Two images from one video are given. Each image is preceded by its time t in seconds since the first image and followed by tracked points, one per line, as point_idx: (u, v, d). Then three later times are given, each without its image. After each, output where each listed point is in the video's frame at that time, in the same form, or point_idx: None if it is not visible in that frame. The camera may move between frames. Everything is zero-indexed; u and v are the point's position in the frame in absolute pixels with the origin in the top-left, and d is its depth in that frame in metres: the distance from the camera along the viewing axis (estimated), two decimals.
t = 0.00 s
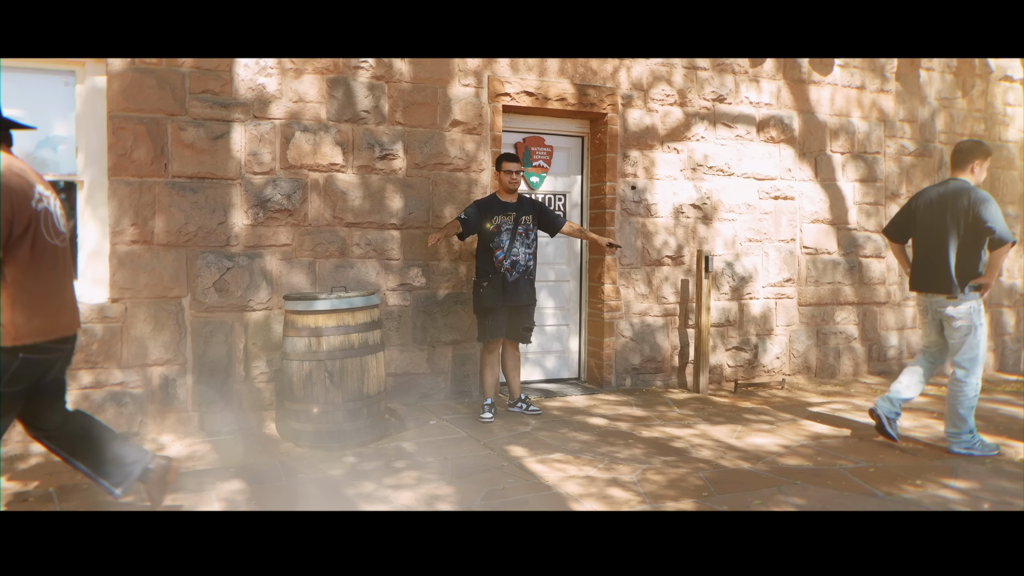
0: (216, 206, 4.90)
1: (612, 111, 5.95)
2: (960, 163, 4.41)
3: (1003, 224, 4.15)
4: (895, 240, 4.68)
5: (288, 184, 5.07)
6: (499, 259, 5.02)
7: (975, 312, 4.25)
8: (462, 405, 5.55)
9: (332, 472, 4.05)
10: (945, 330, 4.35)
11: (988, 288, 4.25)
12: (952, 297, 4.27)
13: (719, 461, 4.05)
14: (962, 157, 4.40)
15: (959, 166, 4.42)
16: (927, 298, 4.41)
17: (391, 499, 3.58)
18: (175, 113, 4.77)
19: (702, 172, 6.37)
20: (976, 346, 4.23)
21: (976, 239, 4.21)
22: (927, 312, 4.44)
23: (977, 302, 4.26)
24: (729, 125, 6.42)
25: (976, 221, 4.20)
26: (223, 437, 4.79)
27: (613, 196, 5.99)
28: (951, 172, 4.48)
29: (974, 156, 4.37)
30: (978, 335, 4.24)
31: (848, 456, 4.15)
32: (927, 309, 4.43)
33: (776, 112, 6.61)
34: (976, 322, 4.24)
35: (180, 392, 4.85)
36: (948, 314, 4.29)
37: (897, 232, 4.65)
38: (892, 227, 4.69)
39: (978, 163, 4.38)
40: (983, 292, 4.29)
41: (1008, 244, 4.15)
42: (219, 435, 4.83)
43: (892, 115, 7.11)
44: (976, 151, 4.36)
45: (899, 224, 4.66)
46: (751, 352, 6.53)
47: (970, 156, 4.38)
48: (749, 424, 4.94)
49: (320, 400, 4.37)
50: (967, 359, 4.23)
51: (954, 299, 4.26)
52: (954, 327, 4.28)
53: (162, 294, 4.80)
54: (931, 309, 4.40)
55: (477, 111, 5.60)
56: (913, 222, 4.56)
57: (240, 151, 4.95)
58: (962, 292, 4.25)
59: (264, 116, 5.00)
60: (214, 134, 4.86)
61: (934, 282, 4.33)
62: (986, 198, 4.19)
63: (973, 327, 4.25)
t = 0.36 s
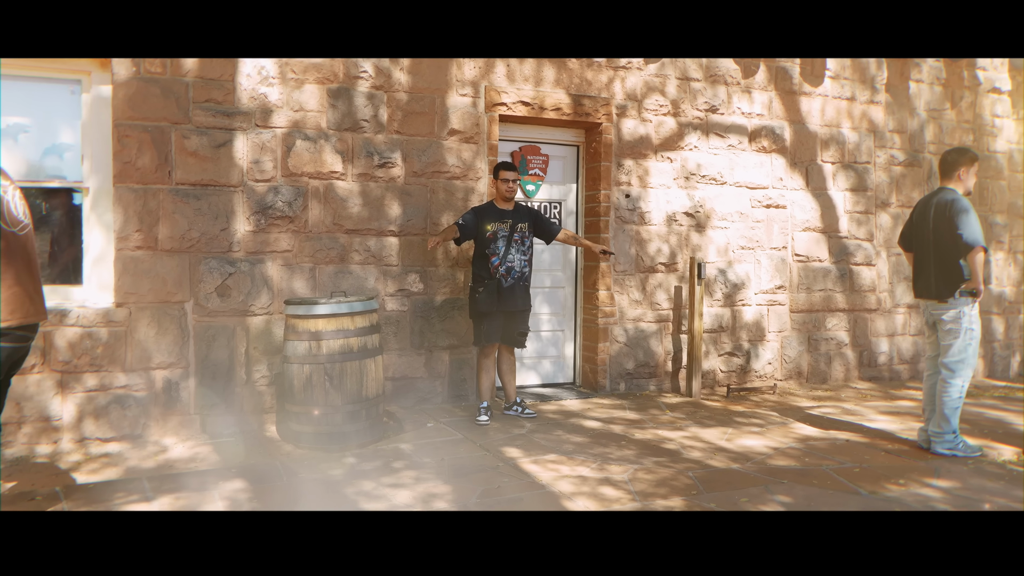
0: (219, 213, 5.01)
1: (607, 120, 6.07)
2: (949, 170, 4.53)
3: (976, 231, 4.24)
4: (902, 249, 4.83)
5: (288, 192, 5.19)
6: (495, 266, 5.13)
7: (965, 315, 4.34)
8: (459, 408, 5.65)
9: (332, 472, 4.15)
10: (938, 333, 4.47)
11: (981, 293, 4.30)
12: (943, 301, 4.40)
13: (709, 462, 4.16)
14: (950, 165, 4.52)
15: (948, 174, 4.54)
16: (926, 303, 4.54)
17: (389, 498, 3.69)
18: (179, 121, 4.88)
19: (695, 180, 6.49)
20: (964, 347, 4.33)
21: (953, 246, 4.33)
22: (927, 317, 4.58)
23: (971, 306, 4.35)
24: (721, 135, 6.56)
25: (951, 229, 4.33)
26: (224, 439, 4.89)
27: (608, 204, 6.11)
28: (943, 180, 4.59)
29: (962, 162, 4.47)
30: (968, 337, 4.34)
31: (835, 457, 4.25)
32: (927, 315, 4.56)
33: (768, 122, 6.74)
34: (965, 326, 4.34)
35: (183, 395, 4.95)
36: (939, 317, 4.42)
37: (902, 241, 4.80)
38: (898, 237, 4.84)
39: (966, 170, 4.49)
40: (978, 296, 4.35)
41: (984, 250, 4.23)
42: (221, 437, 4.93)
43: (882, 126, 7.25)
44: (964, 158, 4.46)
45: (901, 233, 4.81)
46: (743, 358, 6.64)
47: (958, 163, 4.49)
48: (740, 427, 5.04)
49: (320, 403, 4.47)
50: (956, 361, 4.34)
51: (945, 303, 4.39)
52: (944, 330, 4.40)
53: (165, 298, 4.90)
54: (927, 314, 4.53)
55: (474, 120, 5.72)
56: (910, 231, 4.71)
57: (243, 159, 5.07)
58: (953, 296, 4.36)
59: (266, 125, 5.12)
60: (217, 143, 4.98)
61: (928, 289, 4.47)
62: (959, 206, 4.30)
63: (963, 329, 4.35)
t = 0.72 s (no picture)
0: (238, 215, 5.16)
1: (615, 125, 6.19)
2: (949, 175, 4.62)
3: (983, 232, 4.33)
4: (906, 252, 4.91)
5: (305, 195, 5.33)
6: (506, 267, 5.26)
7: (970, 317, 4.43)
8: (471, 406, 5.77)
9: (347, 465, 4.28)
10: (941, 334, 4.55)
11: (985, 294, 4.39)
12: (948, 302, 4.48)
13: (714, 458, 4.26)
14: (950, 170, 4.62)
15: (948, 179, 4.63)
16: (931, 304, 4.62)
17: (403, 490, 3.81)
18: (200, 126, 5.04)
19: (703, 184, 6.60)
20: (967, 347, 4.42)
21: (959, 247, 4.41)
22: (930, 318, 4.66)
23: (975, 307, 4.44)
24: (729, 139, 6.66)
25: (957, 231, 4.41)
26: (242, 435, 5.03)
27: (616, 207, 6.22)
28: (943, 185, 4.69)
29: (961, 167, 4.57)
30: (971, 337, 4.43)
31: (837, 454, 4.35)
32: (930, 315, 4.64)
33: (775, 126, 6.84)
34: (968, 326, 4.43)
35: (203, 391, 5.10)
36: (943, 317, 4.50)
37: (906, 244, 4.89)
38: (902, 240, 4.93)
39: (965, 174, 4.58)
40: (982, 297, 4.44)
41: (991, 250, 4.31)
42: (239, 432, 5.07)
43: (888, 130, 7.33)
44: (963, 163, 4.56)
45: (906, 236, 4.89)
46: (750, 359, 6.73)
47: (958, 168, 4.59)
48: (745, 425, 5.14)
49: (336, 399, 4.60)
50: (958, 360, 4.43)
51: (949, 304, 4.47)
52: (948, 330, 4.48)
53: (186, 298, 5.05)
54: (931, 315, 4.61)
55: (486, 125, 5.85)
56: (915, 234, 4.79)
57: (261, 162, 5.22)
58: (958, 297, 4.44)
59: (283, 130, 5.27)
60: (236, 147, 5.13)
61: (933, 289, 4.55)
62: (965, 208, 4.39)
63: (966, 330, 4.44)
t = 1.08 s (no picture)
0: (255, 218, 5.27)
1: (626, 127, 6.26)
2: (958, 175, 4.67)
3: (992, 231, 4.39)
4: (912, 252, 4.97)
5: (321, 198, 5.43)
6: (518, 269, 5.34)
7: (978, 315, 4.49)
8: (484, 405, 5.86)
9: (364, 463, 4.37)
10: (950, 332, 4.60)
11: (993, 293, 4.46)
12: (955, 301, 4.54)
13: (724, 455, 4.33)
14: (959, 170, 4.66)
15: (957, 179, 4.69)
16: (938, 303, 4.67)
17: (420, 486, 3.91)
18: (218, 131, 5.15)
19: (713, 185, 6.66)
20: (975, 345, 4.48)
21: (969, 246, 4.46)
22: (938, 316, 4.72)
23: (983, 306, 4.50)
24: (738, 140, 6.72)
25: (967, 230, 4.47)
26: (261, 434, 5.14)
27: (627, 208, 6.30)
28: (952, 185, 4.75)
29: (969, 167, 4.62)
30: (978, 335, 4.49)
31: (846, 451, 4.41)
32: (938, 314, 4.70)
33: (783, 127, 6.90)
34: (976, 323, 4.48)
35: (222, 391, 5.21)
36: (952, 316, 4.56)
37: (912, 244, 4.95)
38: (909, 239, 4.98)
39: (973, 174, 4.63)
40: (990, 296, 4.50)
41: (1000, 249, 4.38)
42: (257, 431, 5.18)
43: (897, 130, 7.37)
44: (972, 163, 4.61)
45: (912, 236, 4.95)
46: (760, 358, 6.78)
47: (966, 168, 4.64)
48: (755, 423, 5.20)
49: (352, 398, 4.70)
50: (966, 358, 4.48)
51: (958, 303, 4.52)
52: (956, 328, 4.53)
53: (205, 299, 5.16)
54: (939, 313, 4.67)
55: (498, 128, 5.94)
56: (922, 233, 4.85)
57: (278, 166, 5.33)
58: (967, 295, 4.50)
59: (299, 134, 5.38)
60: (254, 151, 5.24)
61: (940, 287, 4.60)
62: (974, 207, 4.46)
63: (975, 327, 4.50)
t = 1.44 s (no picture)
0: (272, 226, 5.37)
1: (633, 130, 6.35)
2: (964, 171, 4.74)
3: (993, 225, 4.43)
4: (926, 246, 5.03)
5: (335, 205, 5.53)
6: (530, 273, 5.43)
7: (985, 308, 4.55)
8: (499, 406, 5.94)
9: (384, 463, 4.46)
10: (959, 325, 4.67)
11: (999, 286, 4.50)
12: (962, 293, 4.61)
13: (738, 450, 4.40)
14: (964, 166, 4.73)
15: (963, 175, 4.76)
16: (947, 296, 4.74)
17: (440, 485, 3.99)
18: (235, 141, 5.26)
19: (720, 185, 6.74)
20: (985, 337, 4.54)
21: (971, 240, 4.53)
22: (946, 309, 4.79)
23: (990, 299, 4.56)
24: (745, 141, 6.79)
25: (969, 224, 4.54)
26: (281, 437, 5.23)
27: (636, 210, 6.38)
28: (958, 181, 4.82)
29: (974, 163, 4.68)
30: (988, 328, 4.55)
31: (858, 444, 4.47)
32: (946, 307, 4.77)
33: (789, 127, 6.97)
34: (986, 316, 4.55)
35: (242, 396, 5.30)
36: (961, 309, 4.62)
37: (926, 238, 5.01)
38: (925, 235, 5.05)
39: (978, 169, 4.70)
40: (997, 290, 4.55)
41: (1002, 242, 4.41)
42: (277, 435, 5.27)
43: (902, 128, 7.43)
44: (977, 159, 4.68)
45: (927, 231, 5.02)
46: (770, 355, 6.84)
47: (971, 163, 4.71)
48: (767, 419, 5.27)
49: (371, 401, 4.78)
50: (977, 350, 4.55)
51: (965, 296, 4.59)
52: (965, 321, 4.60)
53: (224, 306, 5.26)
54: (947, 306, 4.74)
55: (507, 133, 6.03)
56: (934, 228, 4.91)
57: (293, 174, 5.43)
58: (971, 288, 4.56)
59: (313, 142, 5.48)
60: (269, 160, 5.35)
61: (947, 281, 4.68)
62: (976, 202, 4.52)
63: (985, 321, 4.56)
